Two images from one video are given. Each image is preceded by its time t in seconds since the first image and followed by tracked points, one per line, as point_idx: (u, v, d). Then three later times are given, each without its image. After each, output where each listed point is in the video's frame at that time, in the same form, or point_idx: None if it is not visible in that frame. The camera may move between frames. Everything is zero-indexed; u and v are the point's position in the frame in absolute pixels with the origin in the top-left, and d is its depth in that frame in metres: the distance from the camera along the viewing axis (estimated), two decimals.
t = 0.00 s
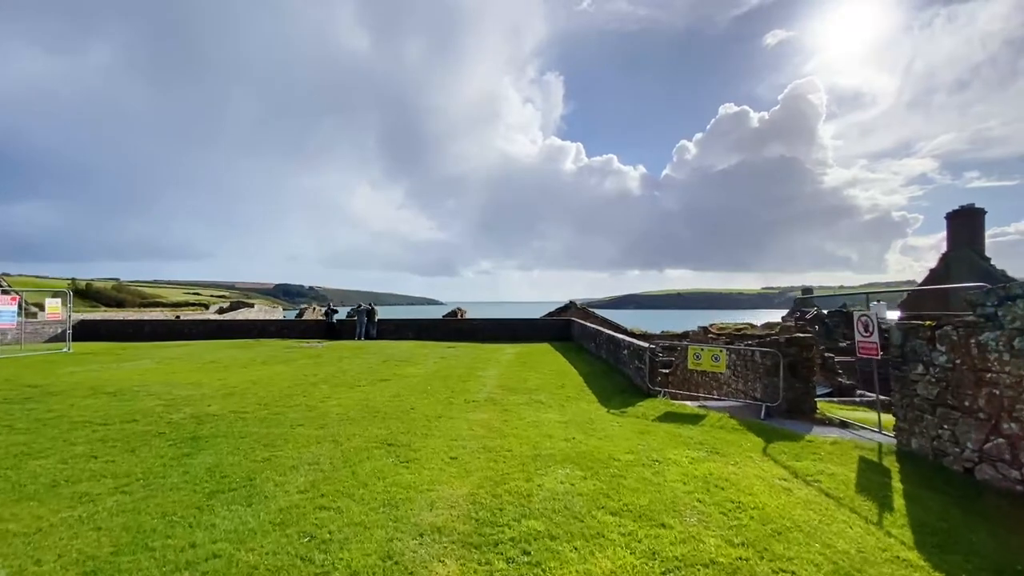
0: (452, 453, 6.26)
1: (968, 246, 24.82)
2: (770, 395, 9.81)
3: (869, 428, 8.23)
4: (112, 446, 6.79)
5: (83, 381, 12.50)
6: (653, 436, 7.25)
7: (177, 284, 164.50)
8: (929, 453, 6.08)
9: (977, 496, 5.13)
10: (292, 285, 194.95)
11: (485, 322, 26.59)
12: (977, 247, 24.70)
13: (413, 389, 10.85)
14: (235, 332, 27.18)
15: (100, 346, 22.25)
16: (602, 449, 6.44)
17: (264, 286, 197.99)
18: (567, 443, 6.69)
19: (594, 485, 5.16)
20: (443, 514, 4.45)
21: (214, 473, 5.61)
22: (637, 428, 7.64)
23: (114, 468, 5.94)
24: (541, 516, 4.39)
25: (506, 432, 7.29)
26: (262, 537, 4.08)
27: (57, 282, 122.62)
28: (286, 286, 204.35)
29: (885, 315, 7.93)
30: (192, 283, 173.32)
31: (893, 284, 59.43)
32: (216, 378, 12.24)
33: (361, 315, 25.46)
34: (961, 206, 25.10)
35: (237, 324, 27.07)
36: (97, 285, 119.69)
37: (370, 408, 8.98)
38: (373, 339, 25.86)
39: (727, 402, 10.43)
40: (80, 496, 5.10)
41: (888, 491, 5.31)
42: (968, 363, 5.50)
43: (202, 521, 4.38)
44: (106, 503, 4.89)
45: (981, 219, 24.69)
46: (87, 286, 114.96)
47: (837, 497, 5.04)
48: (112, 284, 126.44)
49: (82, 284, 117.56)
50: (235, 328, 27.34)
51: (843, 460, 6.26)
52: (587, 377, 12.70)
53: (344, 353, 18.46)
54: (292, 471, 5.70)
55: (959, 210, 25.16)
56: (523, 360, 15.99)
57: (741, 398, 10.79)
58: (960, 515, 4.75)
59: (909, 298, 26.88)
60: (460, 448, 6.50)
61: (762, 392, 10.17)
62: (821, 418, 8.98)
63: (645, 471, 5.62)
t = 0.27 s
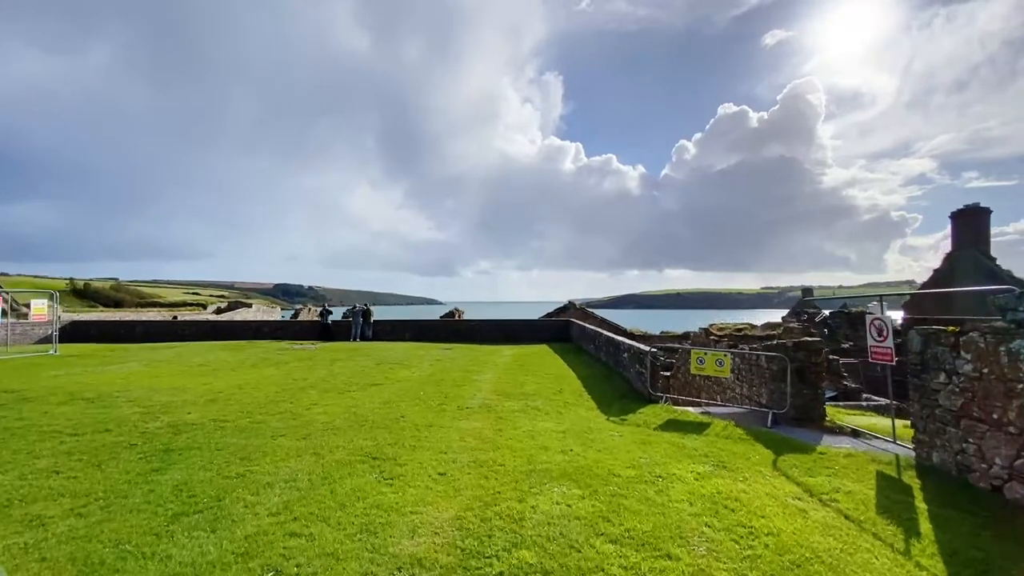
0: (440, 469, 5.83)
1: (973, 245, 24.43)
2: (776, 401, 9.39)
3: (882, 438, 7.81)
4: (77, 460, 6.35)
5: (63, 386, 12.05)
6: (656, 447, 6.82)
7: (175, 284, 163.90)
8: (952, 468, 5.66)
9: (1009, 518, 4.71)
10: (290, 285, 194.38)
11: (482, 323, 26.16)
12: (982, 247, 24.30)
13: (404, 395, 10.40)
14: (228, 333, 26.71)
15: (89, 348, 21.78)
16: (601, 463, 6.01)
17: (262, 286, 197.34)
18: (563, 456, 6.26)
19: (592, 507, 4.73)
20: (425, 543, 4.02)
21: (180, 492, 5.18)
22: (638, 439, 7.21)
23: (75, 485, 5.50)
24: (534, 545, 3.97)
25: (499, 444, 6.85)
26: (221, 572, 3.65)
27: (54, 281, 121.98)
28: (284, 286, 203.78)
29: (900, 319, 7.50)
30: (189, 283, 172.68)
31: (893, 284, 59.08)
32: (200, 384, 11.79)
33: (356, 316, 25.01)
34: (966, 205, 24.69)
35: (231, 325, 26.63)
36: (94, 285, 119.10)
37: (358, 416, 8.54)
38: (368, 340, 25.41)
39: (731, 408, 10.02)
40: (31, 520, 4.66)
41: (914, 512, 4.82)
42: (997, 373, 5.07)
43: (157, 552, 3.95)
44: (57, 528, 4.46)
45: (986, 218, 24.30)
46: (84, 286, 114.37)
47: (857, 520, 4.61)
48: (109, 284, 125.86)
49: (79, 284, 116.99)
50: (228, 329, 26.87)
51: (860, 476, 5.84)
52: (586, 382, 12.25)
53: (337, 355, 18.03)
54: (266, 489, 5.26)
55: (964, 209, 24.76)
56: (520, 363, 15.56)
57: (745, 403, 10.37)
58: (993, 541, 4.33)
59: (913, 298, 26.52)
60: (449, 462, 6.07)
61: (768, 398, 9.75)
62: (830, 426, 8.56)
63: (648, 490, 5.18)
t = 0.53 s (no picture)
0: (424, 479, 5.41)
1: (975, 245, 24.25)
2: (781, 404, 8.99)
3: (895, 444, 7.41)
4: (36, 469, 5.91)
5: (39, 388, 11.58)
6: (657, 455, 6.40)
7: (171, 284, 163.08)
8: (976, 478, 5.26)
9: None
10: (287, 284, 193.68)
11: (479, 323, 25.74)
12: (984, 247, 24.12)
13: (394, 398, 9.98)
14: (219, 333, 26.22)
15: (75, 348, 21.28)
16: (598, 473, 5.59)
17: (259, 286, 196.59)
18: (558, 465, 5.85)
19: (588, 524, 4.32)
20: (401, 567, 3.61)
21: (139, 507, 4.74)
22: (639, 445, 6.80)
23: (26, 498, 5.06)
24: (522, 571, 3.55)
25: (490, 451, 6.43)
26: None
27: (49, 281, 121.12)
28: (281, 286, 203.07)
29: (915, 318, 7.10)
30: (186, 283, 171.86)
31: (892, 285, 58.90)
32: (183, 386, 11.34)
33: (350, 316, 24.57)
34: (968, 204, 24.46)
35: (223, 325, 26.17)
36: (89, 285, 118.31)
37: (343, 421, 8.11)
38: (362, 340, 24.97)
39: (735, 411, 9.62)
40: None
41: (940, 530, 4.41)
42: None
43: None
44: None
45: (989, 217, 24.08)
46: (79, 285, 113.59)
47: (878, 538, 4.21)
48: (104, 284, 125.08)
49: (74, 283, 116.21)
50: (220, 329, 26.38)
51: (876, 486, 5.44)
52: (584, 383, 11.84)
53: (330, 355, 17.63)
54: (233, 503, 4.83)
55: (967, 208, 24.52)
56: (515, 364, 15.15)
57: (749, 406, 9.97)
58: None
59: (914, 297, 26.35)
60: (435, 471, 5.64)
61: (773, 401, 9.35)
62: (839, 430, 8.17)
63: (648, 503, 4.77)
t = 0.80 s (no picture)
0: (403, 494, 5.00)
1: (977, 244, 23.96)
2: (784, 409, 8.60)
3: (906, 453, 7.04)
4: None
5: (12, 391, 11.13)
6: (655, 465, 6.00)
7: (167, 284, 162.20)
8: (998, 493, 4.88)
9: None
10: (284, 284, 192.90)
11: (474, 323, 25.34)
12: (986, 246, 23.84)
13: (380, 402, 9.57)
14: (210, 333, 25.74)
15: (60, 349, 20.79)
16: (591, 487, 5.19)
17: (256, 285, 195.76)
18: (549, 478, 5.44)
19: (578, 549, 3.91)
20: None
21: (86, 529, 4.33)
22: (635, 454, 6.40)
23: None
24: None
25: (477, 462, 6.02)
26: None
27: (43, 281, 120.27)
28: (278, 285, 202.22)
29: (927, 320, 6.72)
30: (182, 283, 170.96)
31: (890, 284, 58.78)
32: (162, 390, 10.89)
33: (342, 316, 24.13)
34: (971, 203, 24.15)
35: (213, 325, 25.70)
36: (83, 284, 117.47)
37: (324, 427, 7.69)
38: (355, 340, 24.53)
39: (736, 416, 9.22)
40: None
41: (964, 553, 4.03)
42: None
43: None
44: None
45: (991, 216, 23.79)
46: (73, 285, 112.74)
47: (898, 563, 3.82)
48: (99, 284, 124.19)
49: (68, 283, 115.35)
50: (210, 330, 25.90)
51: (890, 500, 5.05)
52: (579, 386, 11.42)
53: (320, 356, 17.22)
54: (190, 523, 4.42)
55: (969, 207, 24.21)
56: (510, 366, 14.75)
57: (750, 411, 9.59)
58: None
59: (915, 297, 26.06)
60: (415, 485, 5.23)
61: (776, 405, 8.96)
62: (845, 437, 7.79)
63: (645, 523, 4.37)
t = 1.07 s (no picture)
0: (388, 510, 4.63)
1: (980, 243, 23.69)
2: (792, 414, 8.26)
3: (922, 462, 6.71)
4: None
5: None
6: (659, 476, 5.64)
7: (163, 284, 161.45)
8: None
9: None
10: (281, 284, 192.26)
11: (471, 323, 24.96)
12: (989, 245, 23.56)
13: (371, 406, 9.20)
14: (202, 334, 25.30)
15: (47, 350, 20.33)
16: (590, 500, 4.84)
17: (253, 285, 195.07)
18: (545, 491, 5.08)
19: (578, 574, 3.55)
20: None
21: (38, 552, 3.96)
22: (638, 464, 6.04)
23: None
24: None
25: (469, 472, 5.67)
26: None
27: (38, 280, 119.47)
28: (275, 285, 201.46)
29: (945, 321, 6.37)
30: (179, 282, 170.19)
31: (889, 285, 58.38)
32: (145, 394, 10.49)
33: (336, 316, 23.71)
34: (974, 202, 23.87)
35: (206, 326, 25.26)
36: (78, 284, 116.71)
37: (311, 434, 7.32)
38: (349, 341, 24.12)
39: (741, 421, 8.87)
40: None
41: None
42: None
43: None
44: None
45: (995, 215, 23.51)
46: (68, 285, 112.00)
47: None
48: (95, 284, 123.53)
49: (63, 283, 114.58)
50: (202, 330, 25.44)
51: (913, 515, 4.70)
52: (578, 389, 11.06)
53: (313, 357, 16.85)
54: (153, 544, 4.05)
55: (972, 205, 23.93)
56: (506, 367, 14.37)
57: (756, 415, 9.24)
58: None
59: (917, 297, 25.80)
60: (402, 499, 4.87)
61: (783, 410, 8.61)
62: (856, 444, 7.45)
63: (650, 542, 4.03)
